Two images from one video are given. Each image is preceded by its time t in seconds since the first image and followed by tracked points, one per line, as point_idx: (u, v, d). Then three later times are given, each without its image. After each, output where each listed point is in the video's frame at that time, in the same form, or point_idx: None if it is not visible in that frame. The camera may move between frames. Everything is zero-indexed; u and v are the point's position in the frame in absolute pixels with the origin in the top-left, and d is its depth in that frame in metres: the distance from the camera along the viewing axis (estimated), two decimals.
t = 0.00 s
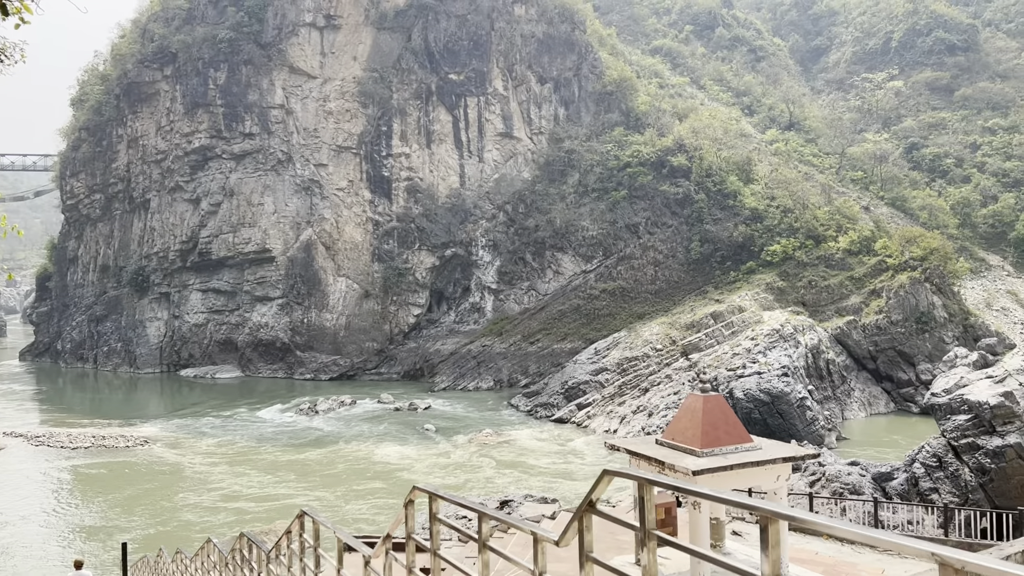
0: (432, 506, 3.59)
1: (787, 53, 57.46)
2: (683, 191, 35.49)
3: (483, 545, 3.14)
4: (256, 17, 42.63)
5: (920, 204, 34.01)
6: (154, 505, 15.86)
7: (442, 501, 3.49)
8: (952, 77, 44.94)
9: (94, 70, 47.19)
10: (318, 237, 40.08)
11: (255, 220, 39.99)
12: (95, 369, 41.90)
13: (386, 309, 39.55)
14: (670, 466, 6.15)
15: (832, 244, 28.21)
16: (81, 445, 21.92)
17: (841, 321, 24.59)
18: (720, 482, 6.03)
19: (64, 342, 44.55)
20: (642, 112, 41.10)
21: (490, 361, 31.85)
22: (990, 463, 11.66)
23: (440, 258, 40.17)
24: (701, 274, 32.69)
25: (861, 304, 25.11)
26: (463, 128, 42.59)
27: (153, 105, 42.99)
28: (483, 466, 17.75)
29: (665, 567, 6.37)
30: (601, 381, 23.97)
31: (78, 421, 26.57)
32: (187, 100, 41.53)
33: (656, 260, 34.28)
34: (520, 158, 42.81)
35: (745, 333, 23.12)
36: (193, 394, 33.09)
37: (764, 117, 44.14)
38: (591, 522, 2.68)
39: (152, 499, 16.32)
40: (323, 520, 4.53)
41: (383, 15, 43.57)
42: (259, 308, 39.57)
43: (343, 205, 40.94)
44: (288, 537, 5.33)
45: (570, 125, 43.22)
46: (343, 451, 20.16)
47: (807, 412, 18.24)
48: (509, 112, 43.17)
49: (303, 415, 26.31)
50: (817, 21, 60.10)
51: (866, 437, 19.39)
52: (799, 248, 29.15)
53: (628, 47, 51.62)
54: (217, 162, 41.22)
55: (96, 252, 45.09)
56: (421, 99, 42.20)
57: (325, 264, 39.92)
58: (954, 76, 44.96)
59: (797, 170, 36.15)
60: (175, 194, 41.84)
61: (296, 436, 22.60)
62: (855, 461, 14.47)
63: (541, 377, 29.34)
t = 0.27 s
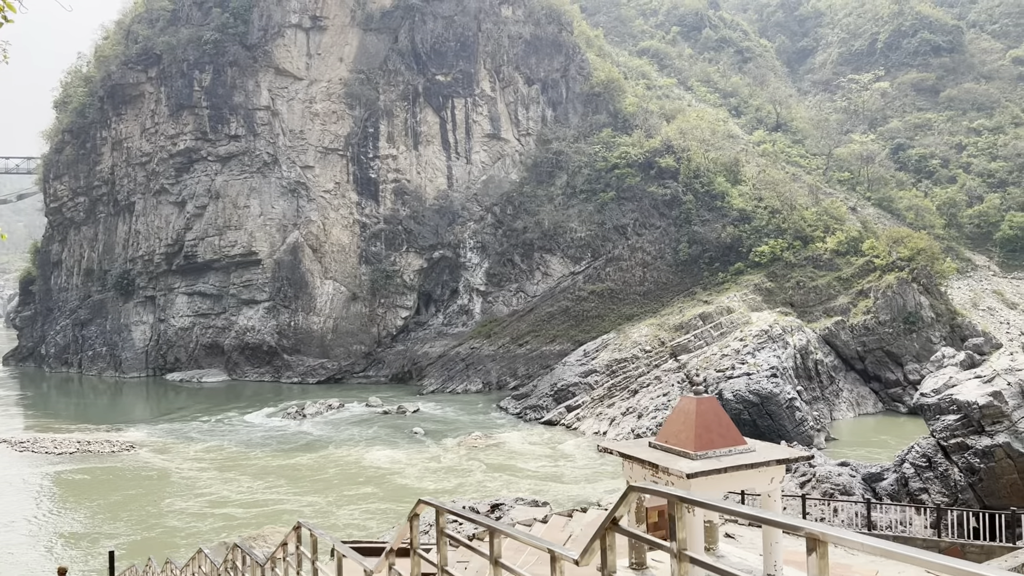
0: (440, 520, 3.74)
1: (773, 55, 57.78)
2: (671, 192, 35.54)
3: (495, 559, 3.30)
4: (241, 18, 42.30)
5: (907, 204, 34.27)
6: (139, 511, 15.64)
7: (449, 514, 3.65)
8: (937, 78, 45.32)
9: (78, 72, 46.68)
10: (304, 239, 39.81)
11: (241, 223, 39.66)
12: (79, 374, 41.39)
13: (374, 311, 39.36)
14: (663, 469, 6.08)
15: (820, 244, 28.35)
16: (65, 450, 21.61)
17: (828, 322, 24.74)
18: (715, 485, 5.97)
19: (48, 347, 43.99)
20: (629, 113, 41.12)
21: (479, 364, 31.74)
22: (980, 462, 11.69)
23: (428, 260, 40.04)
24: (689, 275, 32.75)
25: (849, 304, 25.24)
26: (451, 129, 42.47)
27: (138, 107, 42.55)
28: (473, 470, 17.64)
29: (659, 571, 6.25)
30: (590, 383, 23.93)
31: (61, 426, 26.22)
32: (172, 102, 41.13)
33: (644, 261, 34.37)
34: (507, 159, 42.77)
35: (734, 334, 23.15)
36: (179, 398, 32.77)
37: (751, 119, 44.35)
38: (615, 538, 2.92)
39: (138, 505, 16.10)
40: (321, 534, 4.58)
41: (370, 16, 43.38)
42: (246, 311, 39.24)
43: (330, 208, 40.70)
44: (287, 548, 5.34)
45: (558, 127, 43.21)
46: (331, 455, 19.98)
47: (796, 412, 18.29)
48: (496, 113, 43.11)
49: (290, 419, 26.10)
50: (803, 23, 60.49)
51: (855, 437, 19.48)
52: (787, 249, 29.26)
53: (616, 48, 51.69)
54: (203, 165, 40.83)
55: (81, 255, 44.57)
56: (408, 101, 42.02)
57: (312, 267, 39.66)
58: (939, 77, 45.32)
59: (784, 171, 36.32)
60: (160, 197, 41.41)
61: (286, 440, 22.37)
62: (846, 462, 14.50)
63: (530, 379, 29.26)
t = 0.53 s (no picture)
0: (445, 527, 3.77)
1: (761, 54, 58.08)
2: (660, 191, 35.62)
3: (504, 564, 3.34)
4: (229, 18, 42.04)
5: (894, 203, 34.52)
6: (128, 514, 15.49)
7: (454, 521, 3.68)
8: (924, 78, 45.66)
9: (63, 73, 46.24)
10: (293, 240, 39.59)
11: (229, 224, 39.40)
12: (67, 376, 40.99)
13: (364, 312, 39.22)
14: (658, 469, 6.06)
15: (809, 243, 28.50)
16: (52, 454, 21.37)
17: (817, 320, 24.83)
18: (710, 485, 5.95)
19: (34, 349, 43.55)
20: (618, 113, 41.14)
21: (469, 364, 31.69)
22: (970, 459, 11.77)
23: (417, 261, 39.94)
24: (678, 275, 32.84)
25: (838, 302, 25.38)
26: (440, 129, 42.39)
27: (124, 108, 42.19)
28: (465, 471, 17.59)
29: (654, 571, 6.21)
30: (581, 383, 23.93)
31: (48, 429, 25.96)
32: (159, 103, 40.80)
33: (633, 261, 34.43)
34: (497, 159, 42.74)
35: (724, 333, 23.21)
36: (167, 400, 32.52)
37: (739, 118, 44.54)
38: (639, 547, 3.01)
39: (126, 508, 15.95)
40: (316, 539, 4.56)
41: (358, 16, 43.23)
42: (234, 313, 38.98)
43: (319, 208, 40.50)
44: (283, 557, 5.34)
45: (547, 127, 43.21)
46: (322, 458, 19.86)
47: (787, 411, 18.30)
48: (485, 113, 43.08)
49: (280, 420, 25.97)
50: (790, 22, 60.80)
51: (845, 435, 19.59)
52: (776, 248, 29.40)
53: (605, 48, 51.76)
54: (190, 166, 40.52)
55: (67, 257, 44.15)
56: (397, 101, 41.89)
57: (301, 268, 39.44)
58: (925, 76, 45.65)
59: (773, 170, 36.49)
60: (147, 198, 41.07)
61: (277, 443, 22.23)
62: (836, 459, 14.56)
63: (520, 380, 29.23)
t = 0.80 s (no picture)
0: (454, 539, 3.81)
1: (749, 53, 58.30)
2: (650, 191, 35.69)
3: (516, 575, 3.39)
4: (217, 18, 41.76)
5: (883, 201, 34.72)
6: (118, 517, 15.37)
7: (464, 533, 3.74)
8: (912, 76, 45.97)
9: (50, 73, 45.81)
10: (282, 240, 39.38)
11: (218, 224, 39.14)
12: (55, 378, 40.62)
13: (354, 313, 39.08)
14: (652, 469, 6.05)
15: (798, 241, 28.63)
16: (41, 456, 21.15)
17: (807, 318, 24.90)
18: (705, 485, 5.94)
19: (22, 351, 43.14)
20: (608, 112, 41.12)
21: (460, 364, 31.64)
22: (961, 456, 11.83)
23: (408, 261, 39.83)
24: (668, 274, 32.90)
25: (827, 301, 25.50)
26: (430, 129, 42.29)
27: (112, 108, 41.83)
28: (457, 472, 17.53)
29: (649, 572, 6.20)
30: (572, 382, 23.94)
31: (37, 432, 25.71)
32: (147, 103, 40.48)
33: (624, 260, 34.48)
34: (487, 159, 42.69)
35: (715, 332, 23.26)
36: (157, 402, 32.30)
37: (728, 117, 44.71)
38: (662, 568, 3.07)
39: (117, 511, 15.82)
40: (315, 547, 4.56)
41: (347, 16, 43.05)
42: (224, 314, 38.73)
43: (309, 208, 40.28)
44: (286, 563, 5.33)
45: (537, 126, 43.19)
46: (314, 459, 19.75)
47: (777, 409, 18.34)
48: (475, 113, 43.02)
49: (271, 422, 25.87)
50: (779, 22, 61.07)
51: (836, 433, 19.70)
52: (765, 246, 29.52)
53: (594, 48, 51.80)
54: (179, 166, 40.22)
55: (54, 258, 43.75)
56: (387, 100, 41.73)
57: (291, 269, 39.24)
58: (913, 75, 45.92)
59: (762, 169, 36.64)
60: (135, 199, 40.75)
61: (269, 445, 22.08)
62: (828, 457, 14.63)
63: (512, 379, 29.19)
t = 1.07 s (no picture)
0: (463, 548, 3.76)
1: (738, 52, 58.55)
2: (640, 190, 35.74)
3: None
4: (205, 17, 41.49)
5: (872, 200, 34.90)
6: (110, 519, 15.23)
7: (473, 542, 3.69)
8: (899, 75, 46.27)
9: (37, 72, 45.36)
10: (272, 240, 39.15)
11: (207, 224, 38.86)
12: (42, 380, 40.21)
13: (344, 313, 38.90)
14: (647, 469, 6.02)
15: (788, 240, 28.74)
16: (29, 458, 20.91)
17: (797, 317, 24.96)
18: (699, 485, 5.92)
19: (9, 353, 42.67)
20: (598, 111, 41.12)
21: (451, 364, 31.56)
22: (952, 454, 11.89)
23: (398, 260, 39.70)
24: (659, 273, 32.95)
25: (817, 299, 25.61)
26: (420, 128, 42.17)
27: (99, 108, 41.46)
28: (449, 472, 17.46)
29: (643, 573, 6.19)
30: (563, 381, 23.93)
31: (25, 433, 25.44)
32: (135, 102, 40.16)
33: (615, 259, 34.50)
34: (477, 158, 42.63)
35: (705, 331, 23.31)
36: (146, 403, 32.05)
37: (718, 116, 44.85)
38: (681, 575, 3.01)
39: (108, 513, 15.67)
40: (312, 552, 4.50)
41: (336, 15, 42.88)
42: (213, 314, 38.46)
43: (298, 208, 40.06)
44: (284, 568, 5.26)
45: (527, 125, 43.16)
46: (305, 460, 19.62)
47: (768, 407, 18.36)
48: (466, 112, 42.94)
49: (262, 422, 25.73)
50: (768, 21, 61.34)
51: (827, 431, 19.76)
52: (756, 245, 29.62)
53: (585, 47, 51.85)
54: (167, 166, 39.91)
55: (42, 259, 43.30)
56: (376, 100, 41.59)
57: (280, 269, 39.01)
58: (901, 74, 46.22)
59: (752, 168, 36.78)
60: (123, 199, 40.40)
61: (259, 446, 21.91)
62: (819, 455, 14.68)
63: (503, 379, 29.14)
